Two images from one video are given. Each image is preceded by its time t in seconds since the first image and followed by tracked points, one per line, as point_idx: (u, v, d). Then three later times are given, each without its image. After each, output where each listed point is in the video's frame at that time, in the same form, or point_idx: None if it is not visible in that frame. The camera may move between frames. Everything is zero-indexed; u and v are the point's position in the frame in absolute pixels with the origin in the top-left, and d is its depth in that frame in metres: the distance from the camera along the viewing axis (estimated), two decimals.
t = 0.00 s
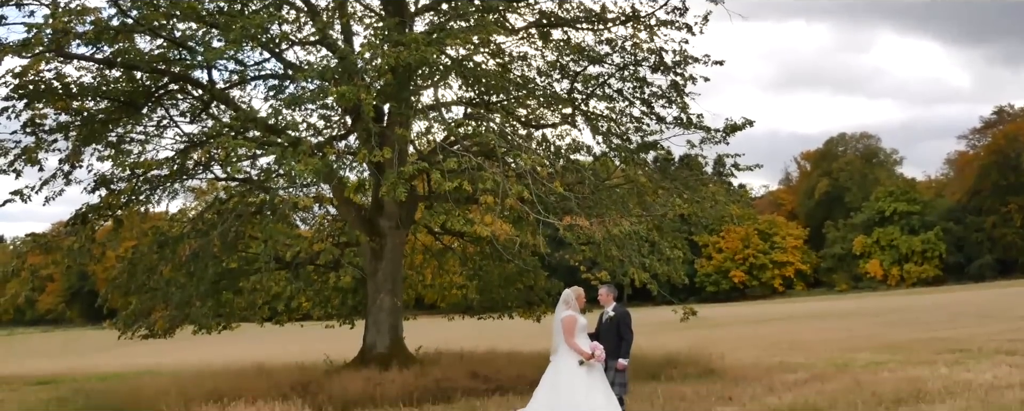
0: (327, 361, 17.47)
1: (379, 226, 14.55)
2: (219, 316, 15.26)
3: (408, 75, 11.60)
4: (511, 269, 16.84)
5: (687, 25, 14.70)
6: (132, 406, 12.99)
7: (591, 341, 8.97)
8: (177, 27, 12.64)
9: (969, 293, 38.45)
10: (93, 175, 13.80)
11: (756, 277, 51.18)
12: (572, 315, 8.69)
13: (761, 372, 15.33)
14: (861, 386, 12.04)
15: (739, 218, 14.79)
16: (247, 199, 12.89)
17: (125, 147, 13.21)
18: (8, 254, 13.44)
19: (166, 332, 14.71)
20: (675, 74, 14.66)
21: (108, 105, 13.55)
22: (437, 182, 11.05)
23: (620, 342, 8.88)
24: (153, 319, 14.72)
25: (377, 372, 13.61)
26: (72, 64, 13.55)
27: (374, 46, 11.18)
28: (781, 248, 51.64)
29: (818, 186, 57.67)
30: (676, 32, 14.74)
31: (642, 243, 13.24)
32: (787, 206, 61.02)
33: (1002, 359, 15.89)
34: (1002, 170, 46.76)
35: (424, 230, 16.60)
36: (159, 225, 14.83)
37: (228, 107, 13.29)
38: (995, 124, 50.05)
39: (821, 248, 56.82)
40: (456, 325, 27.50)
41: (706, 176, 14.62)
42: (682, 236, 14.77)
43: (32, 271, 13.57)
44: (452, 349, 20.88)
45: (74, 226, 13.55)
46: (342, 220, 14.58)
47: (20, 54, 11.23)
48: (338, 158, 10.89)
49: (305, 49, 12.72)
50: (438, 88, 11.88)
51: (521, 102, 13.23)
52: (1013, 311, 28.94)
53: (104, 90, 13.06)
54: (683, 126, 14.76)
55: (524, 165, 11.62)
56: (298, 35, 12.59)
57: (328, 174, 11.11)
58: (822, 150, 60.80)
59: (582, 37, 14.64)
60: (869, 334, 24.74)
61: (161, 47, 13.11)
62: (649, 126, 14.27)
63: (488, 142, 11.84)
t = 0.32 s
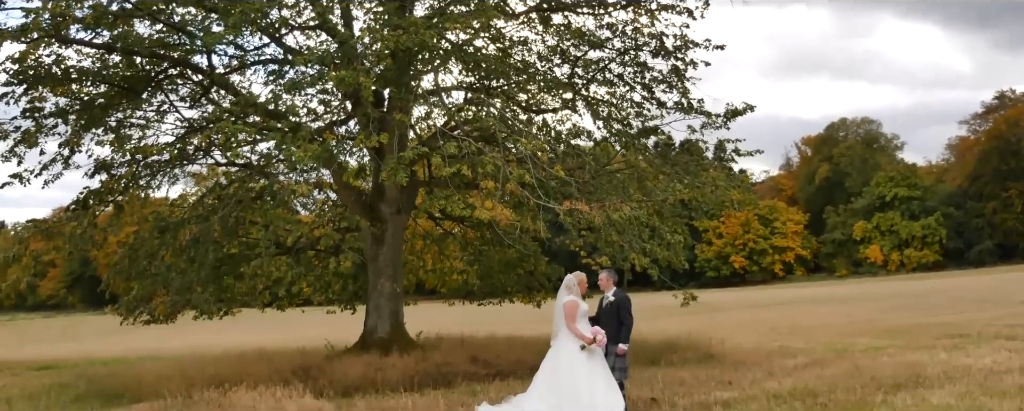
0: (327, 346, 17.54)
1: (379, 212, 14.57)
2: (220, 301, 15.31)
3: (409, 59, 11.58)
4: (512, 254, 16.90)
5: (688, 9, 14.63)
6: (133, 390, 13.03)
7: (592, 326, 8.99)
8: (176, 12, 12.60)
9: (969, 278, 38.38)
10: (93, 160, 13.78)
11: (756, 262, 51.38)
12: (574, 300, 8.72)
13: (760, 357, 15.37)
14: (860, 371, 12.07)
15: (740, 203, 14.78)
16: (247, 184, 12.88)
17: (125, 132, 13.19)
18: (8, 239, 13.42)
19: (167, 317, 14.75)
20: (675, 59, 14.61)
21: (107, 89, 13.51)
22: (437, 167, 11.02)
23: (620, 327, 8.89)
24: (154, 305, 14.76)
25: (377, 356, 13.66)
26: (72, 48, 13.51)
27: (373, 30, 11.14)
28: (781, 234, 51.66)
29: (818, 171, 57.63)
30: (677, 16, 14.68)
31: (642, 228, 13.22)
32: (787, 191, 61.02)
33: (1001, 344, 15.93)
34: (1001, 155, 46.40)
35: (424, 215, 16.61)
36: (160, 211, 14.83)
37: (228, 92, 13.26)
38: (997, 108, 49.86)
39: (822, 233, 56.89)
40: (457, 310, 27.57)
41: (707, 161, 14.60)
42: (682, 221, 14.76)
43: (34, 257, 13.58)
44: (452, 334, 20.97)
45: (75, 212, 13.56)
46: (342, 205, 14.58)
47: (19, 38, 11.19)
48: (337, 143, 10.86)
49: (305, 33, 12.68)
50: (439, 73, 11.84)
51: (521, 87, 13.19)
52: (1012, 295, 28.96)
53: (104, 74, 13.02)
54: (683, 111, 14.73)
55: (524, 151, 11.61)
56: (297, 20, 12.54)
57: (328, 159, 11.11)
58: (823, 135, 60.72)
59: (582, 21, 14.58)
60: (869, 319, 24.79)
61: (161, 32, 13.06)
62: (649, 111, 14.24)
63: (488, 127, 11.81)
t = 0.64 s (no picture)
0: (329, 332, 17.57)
1: (380, 198, 14.57)
2: (221, 287, 15.36)
3: (409, 45, 11.55)
4: (512, 240, 16.97)
5: None
6: (134, 376, 13.05)
7: (594, 312, 9.00)
8: None
9: (969, 264, 38.37)
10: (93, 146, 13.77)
11: (757, 248, 51.67)
12: (577, 286, 8.72)
13: (760, 342, 15.40)
14: (860, 356, 12.07)
15: (741, 189, 14.77)
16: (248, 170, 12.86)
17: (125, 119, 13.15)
18: (11, 225, 13.44)
19: (169, 303, 14.77)
20: (676, 45, 14.56)
21: (106, 75, 13.48)
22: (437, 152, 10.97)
23: (620, 312, 8.84)
24: (156, 292, 14.77)
25: (378, 342, 13.68)
26: (71, 34, 13.46)
27: (372, 16, 11.11)
28: (783, 220, 51.68)
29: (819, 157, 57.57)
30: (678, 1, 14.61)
31: (643, 214, 13.26)
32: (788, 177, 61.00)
33: (1001, 329, 15.96)
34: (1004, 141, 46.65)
35: (424, 201, 16.60)
36: (161, 197, 14.83)
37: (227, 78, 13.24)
38: (999, 94, 49.79)
39: (822, 219, 56.89)
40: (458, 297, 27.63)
41: (707, 147, 14.57)
42: (683, 207, 14.69)
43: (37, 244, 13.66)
44: (453, 319, 21.01)
45: (76, 199, 13.63)
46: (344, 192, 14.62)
47: (18, 23, 11.13)
48: (337, 130, 10.82)
49: (305, 19, 12.64)
50: (439, 59, 11.80)
51: (522, 74, 13.14)
52: (1013, 281, 29.05)
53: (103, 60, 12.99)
54: (684, 97, 14.69)
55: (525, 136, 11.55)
56: (297, 5, 12.49)
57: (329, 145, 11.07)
58: (825, 121, 60.61)
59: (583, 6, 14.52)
60: (869, 304, 24.88)
61: (160, 18, 13.01)
62: (650, 97, 14.19)
63: (488, 113, 11.71)
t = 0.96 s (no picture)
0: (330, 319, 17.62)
1: (380, 185, 14.56)
2: (223, 274, 15.41)
3: (409, 32, 11.53)
4: (513, 227, 16.97)
5: None
6: (136, 364, 13.08)
7: (595, 298, 9.09)
8: None
9: (970, 251, 38.37)
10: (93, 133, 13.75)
11: (758, 235, 51.78)
12: (580, 273, 8.80)
13: (760, 329, 15.45)
14: (860, 343, 12.10)
15: (742, 176, 14.75)
16: (248, 158, 12.85)
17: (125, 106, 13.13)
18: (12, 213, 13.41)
19: (171, 291, 14.83)
20: (677, 31, 14.52)
21: (107, 63, 13.45)
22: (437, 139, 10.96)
23: (620, 299, 8.86)
24: (158, 278, 14.77)
25: (380, 329, 13.72)
26: (70, 21, 13.44)
27: (372, 3, 11.08)
28: (785, 207, 51.67)
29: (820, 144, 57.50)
30: None
31: (643, 202, 13.15)
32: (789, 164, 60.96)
33: (1001, 316, 16.00)
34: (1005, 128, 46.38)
35: (425, 188, 16.61)
36: (161, 184, 14.83)
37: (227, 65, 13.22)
38: (1001, 81, 49.66)
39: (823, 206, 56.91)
40: (460, 285, 27.68)
41: (708, 134, 14.55)
42: (682, 194, 14.77)
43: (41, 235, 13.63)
44: (454, 306, 21.06)
45: (76, 189, 13.56)
46: (344, 179, 14.60)
47: (17, 10, 11.09)
48: (337, 116, 10.81)
49: (305, 7, 12.61)
50: (440, 46, 11.77)
51: (522, 61, 13.11)
52: (1013, 269, 29.07)
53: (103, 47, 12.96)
54: (685, 84, 14.67)
55: (526, 124, 11.54)
56: None
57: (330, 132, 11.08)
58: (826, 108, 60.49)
59: None
60: (869, 292, 24.92)
61: (159, 5, 12.98)
62: (651, 84, 14.16)
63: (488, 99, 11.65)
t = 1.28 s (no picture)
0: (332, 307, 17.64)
1: (381, 173, 14.56)
2: (224, 262, 15.42)
3: (409, 19, 11.48)
4: (513, 215, 16.97)
5: None
6: (138, 352, 13.10)
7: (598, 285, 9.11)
8: None
9: (971, 238, 38.36)
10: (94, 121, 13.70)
11: (759, 223, 51.80)
12: (582, 261, 8.82)
13: (760, 316, 15.48)
14: (860, 331, 12.12)
15: (743, 164, 14.73)
16: (249, 146, 12.77)
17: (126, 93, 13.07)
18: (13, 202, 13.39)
19: (173, 279, 14.89)
20: (679, 19, 14.46)
21: (106, 50, 13.42)
22: (439, 127, 10.93)
23: (622, 285, 8.91)
24: (160, 267, 14.87)
25: (381, 317, 13.73)
26: (70, 8, 13.41)
27: None
28: (785, 195, 51.64)
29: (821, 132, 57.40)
30: None
31: (643, 189, 13.22)
32: (789, 152, 60.88)
33: (1000, 303, 16.01)
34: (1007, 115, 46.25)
35: (425, 176, 16.60)
36: (161, 172, 14.79)
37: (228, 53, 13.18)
38: (1003, 68, 49.52)
39: (824, 194, 56.94)
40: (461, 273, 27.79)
41: (709, 122, 14.53)
42: (684, 182, 14.79)
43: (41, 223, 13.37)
44: (455, 294, 21.08)
45: (77, 177, 13.51)
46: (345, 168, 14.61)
47: None
48: (337, 104, 10.80)
49: None
50: (440, 34, 11.73)
51: (522, 48, 13.07)
52: (1013, 256, 29.09)
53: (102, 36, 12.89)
54: (686, 71, 14.64)
55: (526, 111, 11.48)
56: None
57: (330, 120, 11.08)
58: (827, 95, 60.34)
59: None
60: (869, 279, 24.95)
61: None
62: (652, 71, 14.12)
63: (489, 87, 11.58)
